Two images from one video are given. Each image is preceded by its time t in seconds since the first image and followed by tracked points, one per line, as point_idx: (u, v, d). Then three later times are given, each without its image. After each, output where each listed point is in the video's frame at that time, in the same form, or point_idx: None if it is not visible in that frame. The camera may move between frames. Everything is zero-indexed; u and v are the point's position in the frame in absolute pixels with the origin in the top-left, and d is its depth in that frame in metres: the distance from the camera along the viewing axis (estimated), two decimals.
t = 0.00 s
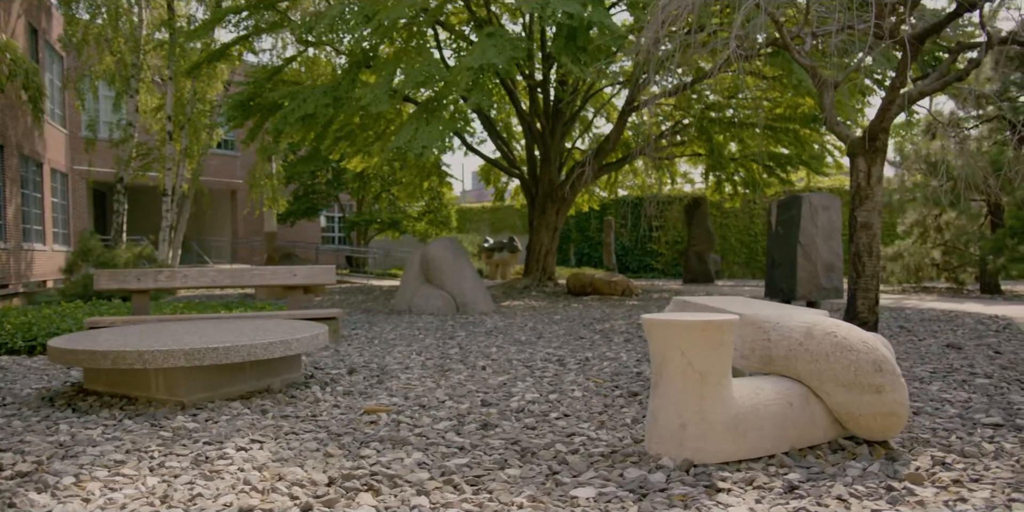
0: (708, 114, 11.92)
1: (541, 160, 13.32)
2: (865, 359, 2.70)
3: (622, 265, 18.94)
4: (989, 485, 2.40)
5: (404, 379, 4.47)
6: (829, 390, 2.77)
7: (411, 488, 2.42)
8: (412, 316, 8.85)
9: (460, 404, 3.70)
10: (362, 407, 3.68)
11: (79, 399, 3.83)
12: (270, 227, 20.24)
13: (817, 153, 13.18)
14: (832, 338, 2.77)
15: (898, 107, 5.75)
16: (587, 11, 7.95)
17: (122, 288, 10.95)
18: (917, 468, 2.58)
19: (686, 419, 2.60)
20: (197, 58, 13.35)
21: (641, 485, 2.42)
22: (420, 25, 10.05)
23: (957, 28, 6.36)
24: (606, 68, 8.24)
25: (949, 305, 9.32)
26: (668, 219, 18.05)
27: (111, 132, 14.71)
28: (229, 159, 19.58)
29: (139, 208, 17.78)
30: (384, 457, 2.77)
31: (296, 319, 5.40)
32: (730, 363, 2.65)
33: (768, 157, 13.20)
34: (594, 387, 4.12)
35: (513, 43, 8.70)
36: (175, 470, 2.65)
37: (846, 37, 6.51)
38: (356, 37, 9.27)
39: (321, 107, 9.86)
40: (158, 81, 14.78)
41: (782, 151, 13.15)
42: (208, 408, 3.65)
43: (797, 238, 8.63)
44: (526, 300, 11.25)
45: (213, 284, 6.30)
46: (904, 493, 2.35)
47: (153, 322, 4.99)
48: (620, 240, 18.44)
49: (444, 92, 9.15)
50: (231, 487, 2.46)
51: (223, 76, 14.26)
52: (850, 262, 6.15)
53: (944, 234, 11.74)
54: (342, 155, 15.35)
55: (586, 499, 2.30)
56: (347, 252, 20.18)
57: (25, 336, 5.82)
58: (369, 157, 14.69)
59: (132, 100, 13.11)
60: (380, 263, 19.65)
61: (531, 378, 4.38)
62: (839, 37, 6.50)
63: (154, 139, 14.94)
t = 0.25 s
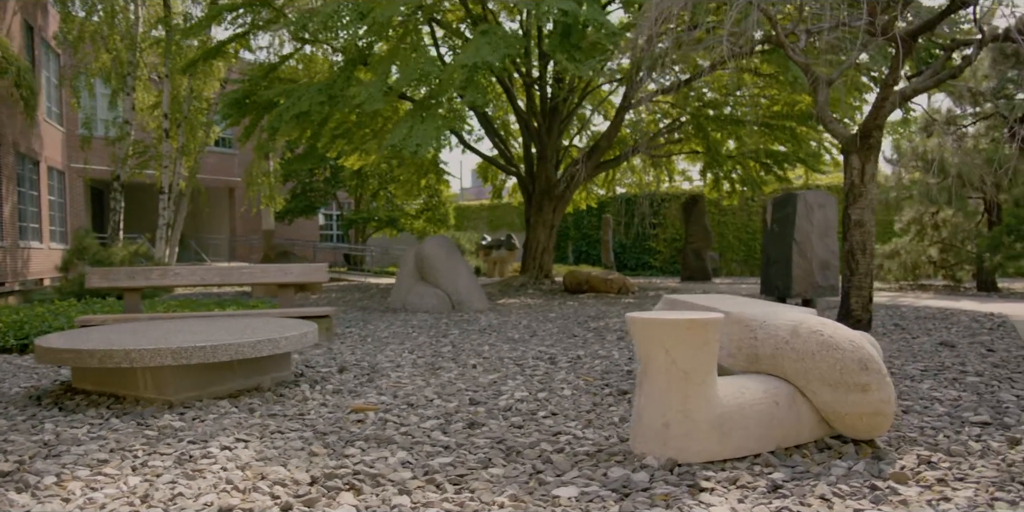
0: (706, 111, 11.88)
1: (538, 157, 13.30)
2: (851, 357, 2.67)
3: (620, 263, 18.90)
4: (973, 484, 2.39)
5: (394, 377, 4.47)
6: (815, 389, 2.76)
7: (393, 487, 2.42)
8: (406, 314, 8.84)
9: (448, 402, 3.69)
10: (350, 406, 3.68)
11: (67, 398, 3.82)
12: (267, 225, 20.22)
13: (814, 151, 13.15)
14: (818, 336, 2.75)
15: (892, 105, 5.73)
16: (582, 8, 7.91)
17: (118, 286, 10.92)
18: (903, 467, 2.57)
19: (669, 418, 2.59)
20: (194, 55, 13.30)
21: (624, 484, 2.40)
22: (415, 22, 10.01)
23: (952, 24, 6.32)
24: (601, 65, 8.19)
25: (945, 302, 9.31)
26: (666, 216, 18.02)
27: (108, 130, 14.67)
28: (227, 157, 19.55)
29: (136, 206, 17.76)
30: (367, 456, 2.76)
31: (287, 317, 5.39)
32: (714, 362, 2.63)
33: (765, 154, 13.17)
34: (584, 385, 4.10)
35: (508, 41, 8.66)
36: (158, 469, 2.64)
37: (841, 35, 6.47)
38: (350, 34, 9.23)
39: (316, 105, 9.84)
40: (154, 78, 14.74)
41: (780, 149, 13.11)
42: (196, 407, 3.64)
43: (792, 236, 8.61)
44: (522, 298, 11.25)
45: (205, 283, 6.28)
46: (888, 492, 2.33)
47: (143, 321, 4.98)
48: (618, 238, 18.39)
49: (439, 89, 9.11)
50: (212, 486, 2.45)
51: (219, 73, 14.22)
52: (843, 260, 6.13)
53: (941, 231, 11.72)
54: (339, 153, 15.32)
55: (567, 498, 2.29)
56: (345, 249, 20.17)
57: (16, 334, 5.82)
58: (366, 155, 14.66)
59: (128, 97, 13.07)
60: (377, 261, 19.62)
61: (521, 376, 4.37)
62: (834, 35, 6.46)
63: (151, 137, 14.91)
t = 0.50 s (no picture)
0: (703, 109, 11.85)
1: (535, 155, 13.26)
2: (837, 357, 2.65)
3: (618, 261, 18.87)
4: (958, 483, 2.38)
5: (384, 376, 4.45)
6: (802, 388, 2.74)
7: (374, 487, 2.40)
8: (402, 312, 8.82)
9: (437, 401, 3.68)
10: (337, 405, 3.66)
11: (54, 397, 3.80)
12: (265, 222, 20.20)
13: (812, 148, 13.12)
14: (804, 335, 2.73)
15: (886, 102, 5.70)
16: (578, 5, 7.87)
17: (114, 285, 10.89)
18: (888, 467, 2.55)
19: (654, 418, 2.57)
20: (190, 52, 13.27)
21: (607, 484, 2.39)
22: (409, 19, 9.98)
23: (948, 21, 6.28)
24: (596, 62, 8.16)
25: (941, 300, 9.29)
26: (664, 214, 18.00)
27: (104, 128, 14.64)
28: (224, 155, 19.53)
29: (134, 204, 17.73)
30: (351, 455, 2.75)
31: (279, 315, 5.37)
32: (700, 361, 2.61)
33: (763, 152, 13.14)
34: (574, 384, 4.09)
35: (503, 38, 8.63)
36: (140, 469, 2.62)
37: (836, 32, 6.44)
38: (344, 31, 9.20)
39: (311, 103, 9.82)
40: (151, 76, 14.70)
41: (776, 146, 13.10)
42: (183, 406, 3.63)
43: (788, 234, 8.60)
44: (519, 295, 11.23)
45: (198, 280, 6.27)
46: (872, 492, 2.32)
47: (134, 319, 4.96)
48: (616, 236, 18.37)
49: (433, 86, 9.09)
50: (193, 486, 2.44)
51: (216, 70, 14.18)
52: (838, 258, 6.11)
53: (938, 229, 11.70)
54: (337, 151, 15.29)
55: (549, 498, 2.27)
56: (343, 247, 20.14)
57: (8, 333, 5.80)
58: (364, 153, 14.62)
59: (124, 95, 13.04)
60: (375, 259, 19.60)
61: (511, 375, 4.36)
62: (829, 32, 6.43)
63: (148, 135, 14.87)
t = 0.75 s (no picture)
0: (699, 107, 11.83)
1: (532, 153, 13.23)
2: (823, 356, 2.63)
3: (616, 258, 18.83)
4: (943, 484, 2.37)
5: (374, 374, 4.44)
6: (788, 388, 2.72)
7: (355, 487, 2.39)
8: (396, 310, 8.80)
9: (424, 400, 3.66)
10: (324, 404, 3.65)
11: (41, 397, 3.79)
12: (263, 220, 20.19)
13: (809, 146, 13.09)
14: (791, 334, 2.71)
15: (879, 100, 5.67)
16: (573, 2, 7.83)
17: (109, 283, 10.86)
18: (874, 467, 2.53)
19: (639, 418, 2.55)
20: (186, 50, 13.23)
21: (589, 485, 2.37)
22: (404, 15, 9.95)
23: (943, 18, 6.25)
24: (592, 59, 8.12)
25: (937, 299, 9.27)
26: (662, 211, 18.04)
27: (100, 125, 14.61)
28: (221, 152, 19.51)
29: (130, 201, 17.69)
30: (334, 455, 2.74)
31: (270, 314, 5.35)
32: (685, 360, 2.59)
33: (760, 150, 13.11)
34: (563, 382, 4.07)
35: (497, 36, 8.62)
36: (121, 468, 2.60)
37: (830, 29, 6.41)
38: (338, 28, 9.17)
39: (306, 99, 9.80)
40: (147, 73, 14.66)
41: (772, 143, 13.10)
42: (169, 405, 3.61)
43: (784, 232, 8.57)
44: (514, 293, 11.21)
45: (190, 278, 6.25)
46: (856, 493, 2.30)
47: (125, 317, 4.94)
48: (614, 233, 18.34)
49: (428, 83, 9.06)
50: (173, 486, 2.42)
51: (212, 68, 14.13)
52: (831, 256, 6.09)
53: (935, 227, 11.68)
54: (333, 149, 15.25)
55: (530, 499, 2.26)
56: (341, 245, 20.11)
57: None
58: (360, 151, 14.58)
59: (120, 92, 13.00)
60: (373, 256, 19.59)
61: (501, 373, 4.34)
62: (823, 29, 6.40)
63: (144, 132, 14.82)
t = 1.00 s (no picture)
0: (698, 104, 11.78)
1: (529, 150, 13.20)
2: (809, 354, 2.61)
3: (614, 256, 18.79)
4: (927, 483, 2.35)
5: (364, 372, 4.42)
6: (774, 386, 2.69)
7: (336, 486, 2.38)
8: (391, 307, 8.79)
9: (412, 398, 3.64)
10: (312, 402, 3.63)
11: (27, 394, 3.77)
12: (260, 217, 20.15)
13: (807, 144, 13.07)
14: (777, 333, 2.69)
15: (874, 97, 5.65)
16: None
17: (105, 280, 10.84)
18: (859, 467, 2.51)
19: (622, 417, 2.53)
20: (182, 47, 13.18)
21: (572, 484, 2.35)
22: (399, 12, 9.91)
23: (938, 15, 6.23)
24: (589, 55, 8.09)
25: (934, 297, 9.25)
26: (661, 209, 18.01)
27: (97, 121, 14.56)
28: (219, 149, 19.46)
29: (128, 198, 17.66)
30: (317, 454, 2.72)
31: (261, 311, 5.33)
32: (669, 359, 2.57)
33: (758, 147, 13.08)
34: (553, 381, 4.05)
35: (492, 32, 8.58)
36: (102, 467, 2.59)
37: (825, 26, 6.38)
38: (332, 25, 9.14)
39: (301, 96, 9.78)
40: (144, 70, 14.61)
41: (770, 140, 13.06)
42: (156, 403, 3.59)
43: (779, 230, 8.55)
44: (511, 291, 11.20)
45: (182, 276, 6.23)
46: (840, 493, 2.28)
47: (115, 315, 4.92)
48: (612, 231, 18.29)
49: (423, 80, 9.03)
50: (152, 485, 2.40)
51: (209, 64, 14.09)
52: (825, 253, 6.06)
53: (932, 225, 11.66)
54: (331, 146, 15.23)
55: (511, 498, 2.24)
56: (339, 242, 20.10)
57: None
58: (358, 148, 14.54)
59: (117, 89, 12.96)
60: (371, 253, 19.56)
61: (491, 371, 4.32)
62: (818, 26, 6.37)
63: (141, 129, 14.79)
